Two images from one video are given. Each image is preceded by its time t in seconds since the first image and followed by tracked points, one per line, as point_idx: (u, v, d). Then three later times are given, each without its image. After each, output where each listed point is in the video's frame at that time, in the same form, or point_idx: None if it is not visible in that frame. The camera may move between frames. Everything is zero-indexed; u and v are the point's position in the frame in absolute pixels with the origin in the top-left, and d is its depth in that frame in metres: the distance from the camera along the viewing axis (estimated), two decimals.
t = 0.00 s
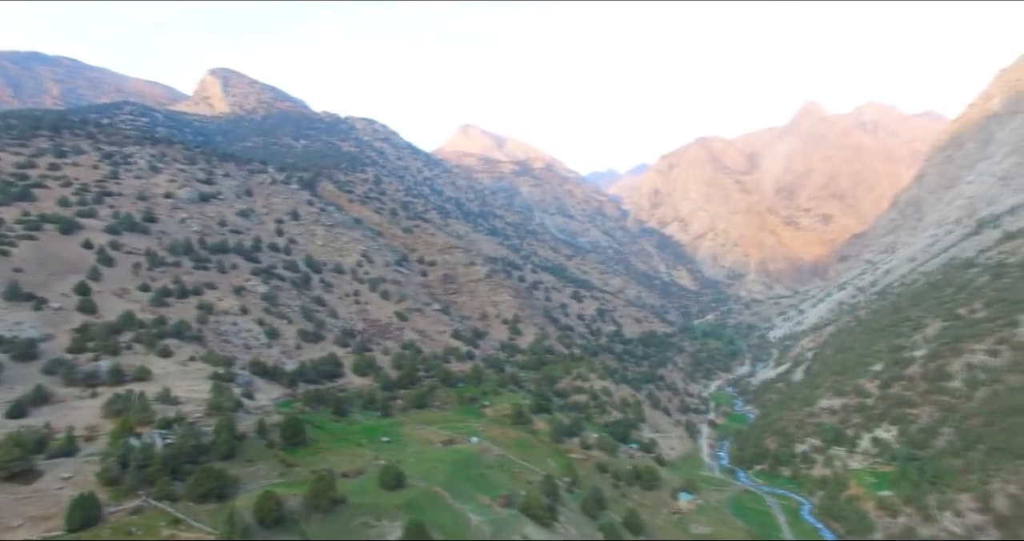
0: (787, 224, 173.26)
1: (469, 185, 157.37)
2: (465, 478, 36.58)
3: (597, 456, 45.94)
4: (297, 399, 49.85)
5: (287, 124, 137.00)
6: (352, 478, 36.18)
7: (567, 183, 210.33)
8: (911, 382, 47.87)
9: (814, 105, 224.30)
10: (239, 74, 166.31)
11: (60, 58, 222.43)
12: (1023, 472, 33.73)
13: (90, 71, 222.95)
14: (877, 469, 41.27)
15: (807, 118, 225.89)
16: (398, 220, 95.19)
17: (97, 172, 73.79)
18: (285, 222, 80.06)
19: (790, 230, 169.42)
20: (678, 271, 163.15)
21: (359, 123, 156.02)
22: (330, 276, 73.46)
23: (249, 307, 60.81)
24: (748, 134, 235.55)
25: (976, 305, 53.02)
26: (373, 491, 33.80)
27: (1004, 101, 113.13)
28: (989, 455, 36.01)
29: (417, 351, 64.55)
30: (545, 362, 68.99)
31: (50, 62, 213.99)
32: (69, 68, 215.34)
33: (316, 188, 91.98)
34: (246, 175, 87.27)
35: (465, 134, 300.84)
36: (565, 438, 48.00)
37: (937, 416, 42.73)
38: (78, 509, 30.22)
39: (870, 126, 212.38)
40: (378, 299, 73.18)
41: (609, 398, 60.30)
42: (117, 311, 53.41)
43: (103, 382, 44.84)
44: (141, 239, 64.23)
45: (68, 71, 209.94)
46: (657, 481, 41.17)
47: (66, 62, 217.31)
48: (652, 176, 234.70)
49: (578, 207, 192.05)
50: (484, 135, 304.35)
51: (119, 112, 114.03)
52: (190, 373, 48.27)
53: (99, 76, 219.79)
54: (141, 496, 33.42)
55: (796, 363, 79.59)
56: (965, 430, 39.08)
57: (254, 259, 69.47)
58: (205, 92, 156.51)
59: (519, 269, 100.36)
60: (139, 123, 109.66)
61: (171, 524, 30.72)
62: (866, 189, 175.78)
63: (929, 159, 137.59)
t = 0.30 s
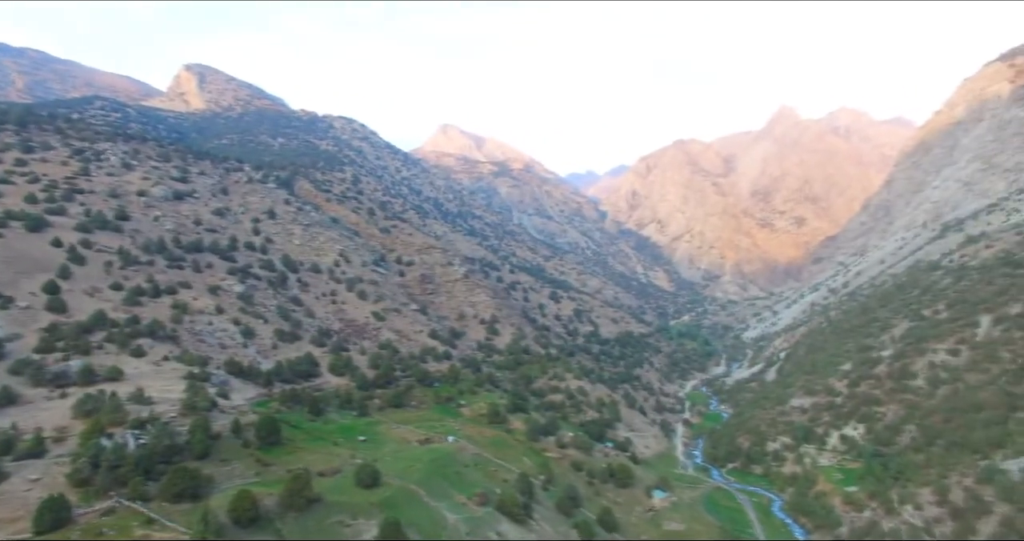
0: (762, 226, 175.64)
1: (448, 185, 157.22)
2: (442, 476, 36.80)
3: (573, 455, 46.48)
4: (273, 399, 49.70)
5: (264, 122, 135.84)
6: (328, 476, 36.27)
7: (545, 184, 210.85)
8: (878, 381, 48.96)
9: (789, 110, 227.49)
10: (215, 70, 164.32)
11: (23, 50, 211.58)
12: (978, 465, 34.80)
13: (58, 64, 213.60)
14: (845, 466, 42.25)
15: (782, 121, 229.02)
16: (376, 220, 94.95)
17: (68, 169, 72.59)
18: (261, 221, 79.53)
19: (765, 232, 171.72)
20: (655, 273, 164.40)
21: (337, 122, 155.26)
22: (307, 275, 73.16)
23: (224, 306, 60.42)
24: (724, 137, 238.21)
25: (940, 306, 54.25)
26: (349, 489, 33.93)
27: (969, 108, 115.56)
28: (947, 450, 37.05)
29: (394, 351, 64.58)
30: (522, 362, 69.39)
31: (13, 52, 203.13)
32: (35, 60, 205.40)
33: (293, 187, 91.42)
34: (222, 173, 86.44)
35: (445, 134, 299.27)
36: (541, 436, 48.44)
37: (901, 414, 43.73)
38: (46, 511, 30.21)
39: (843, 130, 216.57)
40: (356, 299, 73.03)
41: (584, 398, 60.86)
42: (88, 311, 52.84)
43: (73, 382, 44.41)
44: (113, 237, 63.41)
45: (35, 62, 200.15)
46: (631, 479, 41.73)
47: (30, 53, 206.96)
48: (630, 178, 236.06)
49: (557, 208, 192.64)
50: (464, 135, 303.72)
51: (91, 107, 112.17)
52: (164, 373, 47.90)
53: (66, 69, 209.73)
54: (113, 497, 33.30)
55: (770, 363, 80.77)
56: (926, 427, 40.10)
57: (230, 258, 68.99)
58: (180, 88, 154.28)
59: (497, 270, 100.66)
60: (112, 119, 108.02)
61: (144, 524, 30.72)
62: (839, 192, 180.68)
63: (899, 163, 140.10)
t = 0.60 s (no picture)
0: (744, 228, 177.43)
1: (431, 185, 157.12)
2: (423, 475, 37.07)
3: (553, 453, 46.95)
4: (254, 398, 49.65)
5: (245, 120, 134.88)
6: (309, 475, 36.41)
7: (529, 184, 211.19)
8: (853, 380, 49.89)
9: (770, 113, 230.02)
10: (194, 67, 162.57)
11: None
12: (945, 460, 35.67)
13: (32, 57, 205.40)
14: (819, 463, 43.04)
15: (763, 124, 231.52)
16: (359, 220, 94.77)
17: (44, 166, 71.58)
18: (242, 220, 79.17)
19: (746, 234, 173.52)
20: (637, 273, 165.24)
21: (320, 121, 154.65)
22: (288, 275, 72.97)
23: (204, 305, 60.13)
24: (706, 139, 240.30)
25: (912, 306, 55.32)
26: (330, 487, 34.11)
27: (942, 114, 117.62)
28: (916, 446, 37.85)
29: (376, 350, 64.65)
30: (504, 362, 69.72)
31: None
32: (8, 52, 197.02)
33: (275, 186, 91.00)
34: (202, 172, 85.88)
35: (429, 134, 298.00)
36: (522, 435, 48.85)
37: (874, 412, 44.60)
38: (22, 510, 30.08)
39: (823, 134, 219.58)
40: (337, 299, 72.93)
41: (565, 397, 61.31)
42: (65, 310, 52.35)
43: (49, 382, 44.08)
44: (90, 236, 62.78)
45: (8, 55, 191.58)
46: (610, 477, 42.20)
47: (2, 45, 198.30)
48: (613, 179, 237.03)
49: (540, 208, 193.09)
50: (447, 135, 303.06)
51: (67, 102, 110.64)
52: (142, 373, 47.68)
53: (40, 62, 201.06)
54: (90, 497, 33.23)
55: (749, 363, 81.77)
56: (898, 424, 40.92)
57: (210, 257, 68.67)
58: (159, 85, 152.31)
59: (479, 270, 100.91)
60: (89, 115, 106.72)
61: (122, 524, 30.71)
62: (818, 195, 183.49)
63: (876, 167, 142.06)
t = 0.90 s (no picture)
0: (727, 229, 179.07)
1: (416, 185, 157.00)
2: (406, 473, 37.30)
3: (536, 452, 47.34)
4: (237, 397, 49.62)
5: (228, 118, 134.10)
6: (292, 474, 36.53)
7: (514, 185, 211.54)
8: (831, 379, 50.67)
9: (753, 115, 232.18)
10: (177, 64, 161.18)
11: None
12: (916, 457, 36.42)
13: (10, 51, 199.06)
14: (797, 460, 43.79)
15: (746, 127, 233.63)
16: (343, 219, 94.59)
17: (22, 163, 70.62)
18: (225, 219, 78.82)
19: (730, 235, 175.11)
20: (622, 274, 166.02)
21: (304, 120, 154.02)
22: (271, 275, 72.78)
23: (186, 305, 59.86)
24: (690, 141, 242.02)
25: (889, 307, 56.25)
26: (313, 486, 34.27)
27: (919, 119, 119.69)
28: (890, 443, 38.59)
29: (360, 350, 64.71)
30: (488, 362, 70.03)
31: None
32: None
33: (259, 185, 90.60)
34: (185, 170, 85.32)
35: (414, 134, 297.02)
36: (504, 434, 49.21)
37: (851, 411, 45.35)
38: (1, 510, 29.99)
39: (805, 137, 222.24)
40: (321, 299, 72.86)
41: (548, 397, 61.76)
42: (43, 310, 51.87)
43: (27, 382, 43.74)
44: (69, 234, 62.18)
45: None
46: (592, 475, 42.61)
47: None
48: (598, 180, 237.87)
49: (525, 209, 193.47)
50: (432, 134, 302.54)
51: (45, 98, 109.19)
52: (123, 373, 47.45)
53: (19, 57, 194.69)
54: (70, 497, 33.16)
55: (730, 362, 82.69)
56: (873, 422, 41.68)
57: (193, 257, 68.35)
58: (140, 82, 150.37)
59: (464, 270, 101.11)
60: (69, 112, 105.52)
61: (102, 523, 30.70)
62: (799, 197, 186.64)
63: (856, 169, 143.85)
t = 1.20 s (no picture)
0: (711, 230, 180.54)
1: (402, 185, 156.79)
2: (389, 472, 37.50)
3: (519, 451, 47.64)
4: (219, 397, 49.55)
5: (211, 116, 133.21)
6: (275, 473, 36.62)
7: (499, 185, 211.76)
8: (810, 378, 51.42)
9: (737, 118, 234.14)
10: (159, 60, 159.83)
11: None
12: (890, 454, 37.14)
13: None
14: (777, 459, 44.43)
15: (730, 129, 235.52)
16: (327, 219, 94.39)
17: None
18: (208, 218, 78.44)
19: (713, 237, 176.56)
20: (606, 275, 166.75)
21: (288, 118, 153.38)
22: (255, 274, 72.52)
23: (169, 304, 59.59)
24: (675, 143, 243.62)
25: (867, 308, 57.08)
26: (296, 484, 34.38)
27: (897, 123, 121.40)
28: (865, 441, 39.29)
29: (344, 349, 64.73)
30: (472, 362, 70.27)
31: None
32: None
33: (242, 184, 90.17)
34: (167, 169, 84.72)
35: (400, 134, 296.33)
36: (488, 433, 49.50)
37: (829, 410, 46.08)
38: None
39: (788, 140, 225.14)
40: (305, 298, 72.74)
41: (532, 396, 62.13)
42: (22, 309, 51.39)
43: (5, 382, 43.36)
44: (49, 233, 61.56)
45: None
46: (574, 473, 42.98)
47: None
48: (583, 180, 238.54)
49: (510, 209, 193.72)
50: (418, 134, 301.96)
51: (23, 93, 107.78)
52: (104, 372, 47.21)
53: None
54: (49, 497, 33.04)
55: (713, 362, 83.47)
56: (850, 421, 42.40)
57: (175, 256, 68.00)
58: (121, 78, 148.41)
59: (448, 270, 101.25)
60: (48, 108, 104.31)
61: (83, 523, 30.66)
62: (782, 198, 189.44)
63: (837, 172, 145.56)
